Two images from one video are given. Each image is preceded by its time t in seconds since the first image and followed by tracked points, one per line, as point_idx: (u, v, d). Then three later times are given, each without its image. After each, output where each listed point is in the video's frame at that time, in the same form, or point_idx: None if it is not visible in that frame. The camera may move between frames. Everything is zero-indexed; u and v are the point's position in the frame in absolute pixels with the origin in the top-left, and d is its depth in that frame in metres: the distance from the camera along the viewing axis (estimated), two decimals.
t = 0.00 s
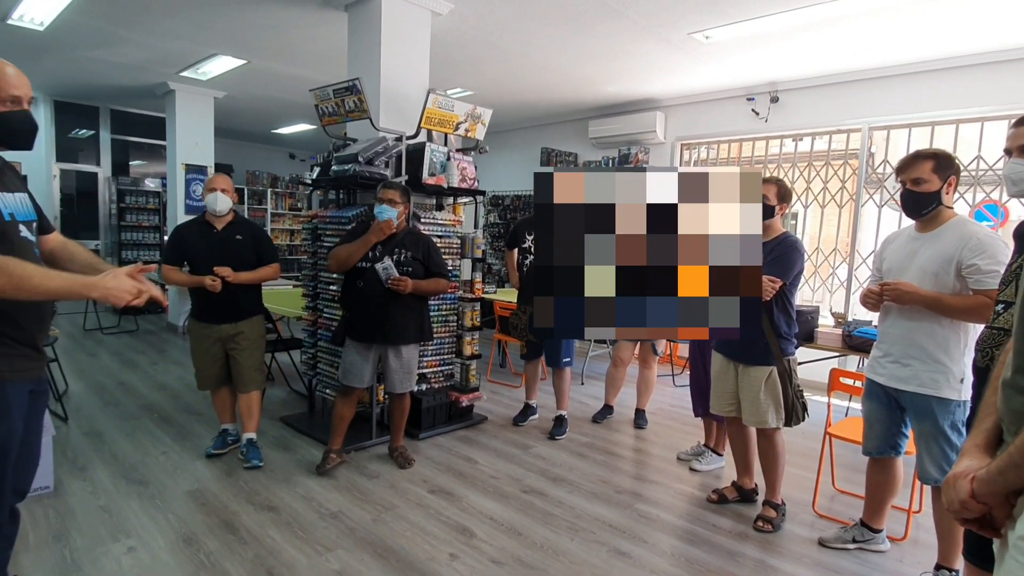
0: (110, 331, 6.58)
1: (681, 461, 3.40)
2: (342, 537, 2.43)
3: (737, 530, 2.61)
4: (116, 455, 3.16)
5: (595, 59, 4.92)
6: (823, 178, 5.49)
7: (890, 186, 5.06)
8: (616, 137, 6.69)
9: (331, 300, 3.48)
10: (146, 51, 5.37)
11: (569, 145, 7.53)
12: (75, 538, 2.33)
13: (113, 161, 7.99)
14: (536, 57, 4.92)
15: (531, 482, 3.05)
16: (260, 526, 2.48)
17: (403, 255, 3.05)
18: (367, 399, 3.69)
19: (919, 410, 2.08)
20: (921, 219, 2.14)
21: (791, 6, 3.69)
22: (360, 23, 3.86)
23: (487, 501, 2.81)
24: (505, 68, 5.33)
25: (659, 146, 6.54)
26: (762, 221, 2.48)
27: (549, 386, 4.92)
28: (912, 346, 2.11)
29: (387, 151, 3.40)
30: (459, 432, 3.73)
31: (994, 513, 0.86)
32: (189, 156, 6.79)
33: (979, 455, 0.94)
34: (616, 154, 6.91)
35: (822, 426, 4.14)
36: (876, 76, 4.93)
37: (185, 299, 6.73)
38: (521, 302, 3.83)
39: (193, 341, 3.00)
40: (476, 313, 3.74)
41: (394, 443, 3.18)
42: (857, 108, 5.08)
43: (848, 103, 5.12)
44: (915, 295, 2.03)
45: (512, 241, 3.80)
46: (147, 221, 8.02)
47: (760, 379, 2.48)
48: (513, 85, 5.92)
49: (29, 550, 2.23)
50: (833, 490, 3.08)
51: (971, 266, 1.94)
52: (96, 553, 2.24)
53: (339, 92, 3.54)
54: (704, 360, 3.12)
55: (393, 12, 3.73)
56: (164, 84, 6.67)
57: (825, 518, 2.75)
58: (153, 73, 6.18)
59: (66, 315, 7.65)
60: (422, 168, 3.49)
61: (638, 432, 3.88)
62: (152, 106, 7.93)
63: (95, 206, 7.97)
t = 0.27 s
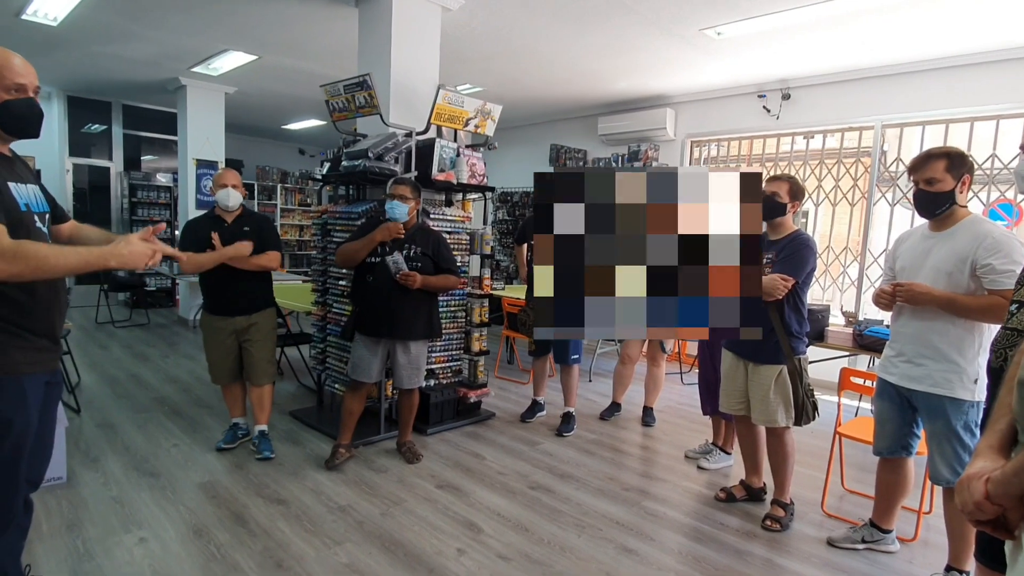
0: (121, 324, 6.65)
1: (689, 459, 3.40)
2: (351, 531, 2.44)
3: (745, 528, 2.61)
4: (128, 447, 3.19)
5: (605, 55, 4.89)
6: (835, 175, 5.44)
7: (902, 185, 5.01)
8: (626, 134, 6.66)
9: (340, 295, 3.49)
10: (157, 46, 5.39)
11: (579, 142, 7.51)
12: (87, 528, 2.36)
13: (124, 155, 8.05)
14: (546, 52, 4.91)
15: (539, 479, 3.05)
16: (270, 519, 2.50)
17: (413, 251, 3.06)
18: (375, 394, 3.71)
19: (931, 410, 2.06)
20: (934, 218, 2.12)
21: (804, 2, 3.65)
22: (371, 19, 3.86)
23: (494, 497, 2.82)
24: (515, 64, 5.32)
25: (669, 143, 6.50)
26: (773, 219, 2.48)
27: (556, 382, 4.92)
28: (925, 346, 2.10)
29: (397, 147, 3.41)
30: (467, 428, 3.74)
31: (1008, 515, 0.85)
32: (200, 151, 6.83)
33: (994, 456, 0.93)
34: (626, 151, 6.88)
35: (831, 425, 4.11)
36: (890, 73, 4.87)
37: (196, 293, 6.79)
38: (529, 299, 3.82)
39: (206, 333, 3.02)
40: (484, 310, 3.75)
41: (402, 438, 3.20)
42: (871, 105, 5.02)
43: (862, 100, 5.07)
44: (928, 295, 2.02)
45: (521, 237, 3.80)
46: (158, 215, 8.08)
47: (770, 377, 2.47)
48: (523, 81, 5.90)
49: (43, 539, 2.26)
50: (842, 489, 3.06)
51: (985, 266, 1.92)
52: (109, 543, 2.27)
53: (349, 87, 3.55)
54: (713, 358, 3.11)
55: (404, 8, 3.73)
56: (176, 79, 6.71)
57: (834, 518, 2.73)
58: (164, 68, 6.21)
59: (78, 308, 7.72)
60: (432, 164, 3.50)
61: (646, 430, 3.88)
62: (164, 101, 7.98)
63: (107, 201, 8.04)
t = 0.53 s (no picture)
0: (116, 324, 6.62)
1: (686, 459, 3.40)
2: (347, 531, 2.44)
3: (741, 528, 2.61)
4: (123, 447, 3.18)
5: (602, 55, 4.89)
6: (831, 176, 5.46)
7: (898, 185, 5.03)
8: (622, 134, 6.67)
9: (337, 295, 3.48)
10: (154, 45, 5.38)
11: (576, 142, 7.51)
12: (82, 528, 2.35)
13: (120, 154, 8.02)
14: (543, 53, 4.91)
15: (535, 478, 3.05)
16: (266, 519, 2.49)
17: (412, 251, 3.05)
18: (372, 394, 3.71)
19: (928, 410, 2.07)
20: (930, 217, 2.12)
21: (800, 3, 3.66)
22: (368, 18, 3.85)
23: (491, 497, 2.81)
24: (512, 64, 5.32)
25: (666, 143, 6.51)
26: (771, 219, 2.48)
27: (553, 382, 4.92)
28: (921, 346, 2.10)
29: (393, 146, 3.40)
30: (464, 428, 3.74)
31: (1004, 515, 0.85)
32: (196, 150, 6.81)
33: (988, 456, 0.94)
34: (623, 151, 6.88)
35: (827, 425, 4.12)
36: (885, 74, 4.89)
37: (192, 293, 6.76)
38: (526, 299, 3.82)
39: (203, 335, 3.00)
40: (481, 309, 3.74)
41: (399, 437, 3.19)
42: (867, 106, 5.04)
43: (857, 101, 5.09)
44: (923, 296, 2.02)
45: (518, 237, 3.80)
46: (154, 215, 8.05)
47: (767, 378, 2.47)
48: (520, 81, 5.90)
49: (37, 540, 2.25)
50: (838, 489, 3.07)
51: (980, 267, 1.93)
52: (104, 543, 2.26)
53: (346, 87, 3.54)
54: (709, 358, 3.11)
55: (401, 7, 3.73)
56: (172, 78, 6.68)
57: (830, 517, 2.74)
58: (161, 67, 6.19)
59: (73, 308, 7.69)
60: (428, 165, 3.49)
61: (643, 430, 3.88)
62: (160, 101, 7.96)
63: (103, 200, 8.01)
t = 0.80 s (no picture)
0: (117, 320, 6.63)
1: (685, 456, 3.40)
2: (347, 527, 2.44)
3: (740, 525, 2.61)
4: (124, 443, 3.18)
5: (603, 52, 4.88)
6: (832, 173, 5.45)
7: (899, 182, 5.02)
8: (623, 131, 6.66)
9: (336, 292, 3.48)
10: (153, 41, 5.37)
11: (576, 139, 7.50)
12: (83, 524, 2.36)
13: (120, 151, 8.01)
14: (543, 49, 4.90)
15: (535, 475, 3.06)
16: (266, 515, 2.50)
17: (407, 248, 3.04)
18: (372, 391, 3.71)
19: (927, 407, 2.06)
20: (930, 215, 2.12)
21: None
22: (367, 14, 3.84)
23: (491, 493, 2.82)
24: (512, 61, 5.31)
25: (667, 140, 6.50)
26: (773, 216, 2.48)
27: (553, 379, 4.92)
28: (921, 343, 2.10)
29: (393, 142, 3.43)
30: (464, 424, 3.74)
31: (1006, 512, 0.84)
32: (196, 146, 6.81)
33: (991, 454, 0.93)
34: (623, 148, 6.87)
35: (827, 422, 4.13)
36: (887, 71, 4.87)
37: (192, 290, 6.77)
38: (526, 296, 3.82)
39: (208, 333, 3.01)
40: (481, 306, 3.74)
41: (399, 434, 3.20)
42: (868, 103, 5.03)
43: (858, 97, 5.08)
44: (924, 293, 2.02)
45: (518, 233, 3.80)
46: (155, 212, 8.05)
47: (767, 375, 2.47)
48: (520, 77, 5.89)
49: (38, 536, 2.25)
50: (838, 486, 3.07)
51: (981, 264, 1.93)
52: (104, 539, 2.26)
53: (346, 83, 3.53)
54: (710, 355, 3.11)
55: (401, 3, 3.72)
56: (172, 75, 6.67)
57: (829, 514, 2.75)
58: (160, 64, 6.18)
59: (74, 305, 7.70)
60: (429, 160, 3.48)
61: (643, 427, 3.88)
62: (160, 97, 7.95)
63: (103, 196, 8.01)
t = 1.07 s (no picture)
0: (109, 321, 6.58)
1: (678, 456, 3.41)
2: (340, 528, 2.43)
3: (733, 524, 2.62)
4: (115, 445, 3.16)
5: (597, 53, 4.89)
6: (824, 174, 5.48)
7: (890, 184, 5.05)
8: (616, 132, 6.68)
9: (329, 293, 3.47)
10: (145, 41, 5.34)
11: (570, 140, 7.51)
12: (73, 527, 2.34)
13: (112, 151, 7.96)
14: (537, 50, 4.91)
15: (529, 476, 3.06)
16: (259, 516, 2.49)
17: (394, 248, 3.04)
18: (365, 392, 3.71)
19: (918, 406, 2.08)
20: (920, 215, 2.14)
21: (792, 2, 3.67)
22: (361, 14, 3.83)
23: (485, 494, 2.82)
24: (506, 61, 5.31)
25: (660, 141, 6.53)
26: (767, 217, 2.49)
27: (547, 380, 4.93)
28: (911, 343, 2.12)
29: (387, 143, 3.41)
30: (458, 425, 3.74)
31: (1002, 514, 0.84)
32: (188, 146, 6.78)
33: (988, 455, 0.93)
34: (617, 149, 6.89)
35: (819, 422, 4.15)
36: (879, 73, 4.91)
37: (185, 291, 6.73)
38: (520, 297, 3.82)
39: (217, 335, 2.97)
40: (475, 307, 3.77)
41: (393, 435, 3.19)
42: (859, 104, 5.06)
43: (849, 99, 5.11)
44: (914, 293, 2.04)
45: (511, 234, 3.81)
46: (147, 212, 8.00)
47: (760, 375, 2.49)
48: (514, 78, 5.90)
49: (27, 539, 2.23)
50: (830, 485, 3.09)
51: (969, 264, 1.94)
52: (94, 541, 2.25)
53: (339, 83, 3.52)
54: (703, 356, 3.12)
55: (395, 3, 3.71)
56: (164, 74, 6.63)
57: (821, 513, 2.76)
58: (152, 63, 6.14)
59: (65, 306, 7.64)
60: (422, 160, 3.47)
61: (637, 427, 3.89)
62: (152, 97, 7.90)
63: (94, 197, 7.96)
